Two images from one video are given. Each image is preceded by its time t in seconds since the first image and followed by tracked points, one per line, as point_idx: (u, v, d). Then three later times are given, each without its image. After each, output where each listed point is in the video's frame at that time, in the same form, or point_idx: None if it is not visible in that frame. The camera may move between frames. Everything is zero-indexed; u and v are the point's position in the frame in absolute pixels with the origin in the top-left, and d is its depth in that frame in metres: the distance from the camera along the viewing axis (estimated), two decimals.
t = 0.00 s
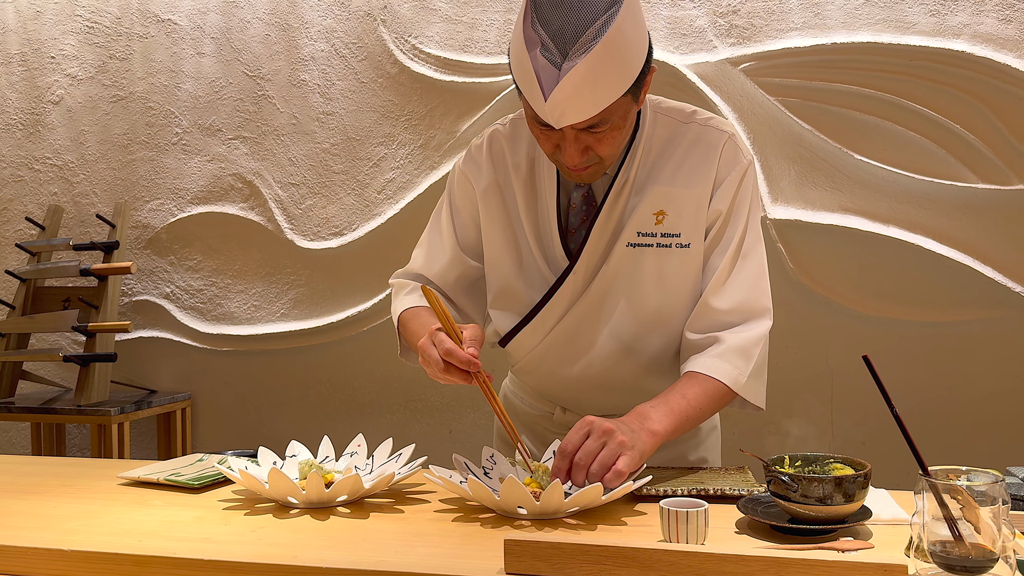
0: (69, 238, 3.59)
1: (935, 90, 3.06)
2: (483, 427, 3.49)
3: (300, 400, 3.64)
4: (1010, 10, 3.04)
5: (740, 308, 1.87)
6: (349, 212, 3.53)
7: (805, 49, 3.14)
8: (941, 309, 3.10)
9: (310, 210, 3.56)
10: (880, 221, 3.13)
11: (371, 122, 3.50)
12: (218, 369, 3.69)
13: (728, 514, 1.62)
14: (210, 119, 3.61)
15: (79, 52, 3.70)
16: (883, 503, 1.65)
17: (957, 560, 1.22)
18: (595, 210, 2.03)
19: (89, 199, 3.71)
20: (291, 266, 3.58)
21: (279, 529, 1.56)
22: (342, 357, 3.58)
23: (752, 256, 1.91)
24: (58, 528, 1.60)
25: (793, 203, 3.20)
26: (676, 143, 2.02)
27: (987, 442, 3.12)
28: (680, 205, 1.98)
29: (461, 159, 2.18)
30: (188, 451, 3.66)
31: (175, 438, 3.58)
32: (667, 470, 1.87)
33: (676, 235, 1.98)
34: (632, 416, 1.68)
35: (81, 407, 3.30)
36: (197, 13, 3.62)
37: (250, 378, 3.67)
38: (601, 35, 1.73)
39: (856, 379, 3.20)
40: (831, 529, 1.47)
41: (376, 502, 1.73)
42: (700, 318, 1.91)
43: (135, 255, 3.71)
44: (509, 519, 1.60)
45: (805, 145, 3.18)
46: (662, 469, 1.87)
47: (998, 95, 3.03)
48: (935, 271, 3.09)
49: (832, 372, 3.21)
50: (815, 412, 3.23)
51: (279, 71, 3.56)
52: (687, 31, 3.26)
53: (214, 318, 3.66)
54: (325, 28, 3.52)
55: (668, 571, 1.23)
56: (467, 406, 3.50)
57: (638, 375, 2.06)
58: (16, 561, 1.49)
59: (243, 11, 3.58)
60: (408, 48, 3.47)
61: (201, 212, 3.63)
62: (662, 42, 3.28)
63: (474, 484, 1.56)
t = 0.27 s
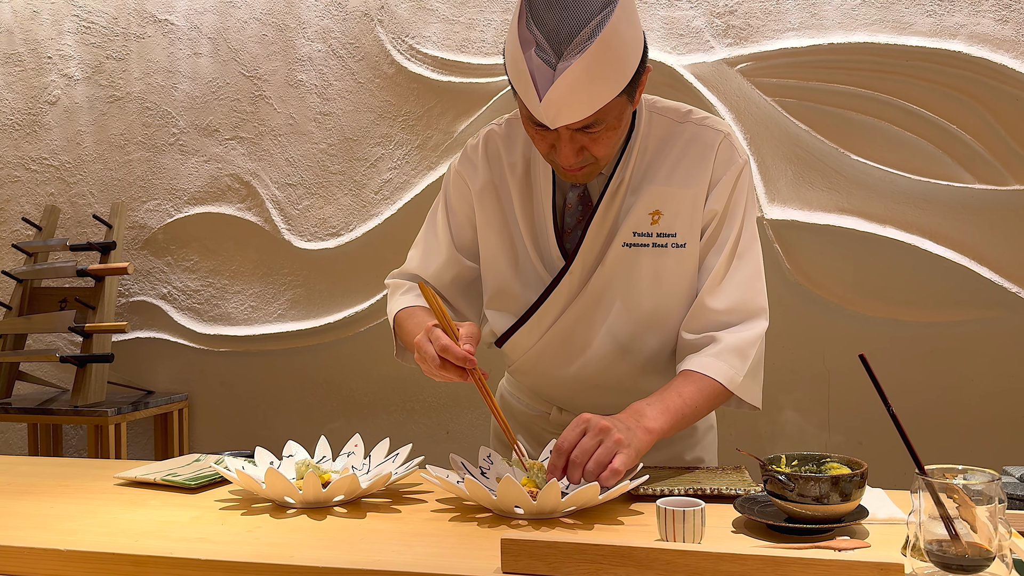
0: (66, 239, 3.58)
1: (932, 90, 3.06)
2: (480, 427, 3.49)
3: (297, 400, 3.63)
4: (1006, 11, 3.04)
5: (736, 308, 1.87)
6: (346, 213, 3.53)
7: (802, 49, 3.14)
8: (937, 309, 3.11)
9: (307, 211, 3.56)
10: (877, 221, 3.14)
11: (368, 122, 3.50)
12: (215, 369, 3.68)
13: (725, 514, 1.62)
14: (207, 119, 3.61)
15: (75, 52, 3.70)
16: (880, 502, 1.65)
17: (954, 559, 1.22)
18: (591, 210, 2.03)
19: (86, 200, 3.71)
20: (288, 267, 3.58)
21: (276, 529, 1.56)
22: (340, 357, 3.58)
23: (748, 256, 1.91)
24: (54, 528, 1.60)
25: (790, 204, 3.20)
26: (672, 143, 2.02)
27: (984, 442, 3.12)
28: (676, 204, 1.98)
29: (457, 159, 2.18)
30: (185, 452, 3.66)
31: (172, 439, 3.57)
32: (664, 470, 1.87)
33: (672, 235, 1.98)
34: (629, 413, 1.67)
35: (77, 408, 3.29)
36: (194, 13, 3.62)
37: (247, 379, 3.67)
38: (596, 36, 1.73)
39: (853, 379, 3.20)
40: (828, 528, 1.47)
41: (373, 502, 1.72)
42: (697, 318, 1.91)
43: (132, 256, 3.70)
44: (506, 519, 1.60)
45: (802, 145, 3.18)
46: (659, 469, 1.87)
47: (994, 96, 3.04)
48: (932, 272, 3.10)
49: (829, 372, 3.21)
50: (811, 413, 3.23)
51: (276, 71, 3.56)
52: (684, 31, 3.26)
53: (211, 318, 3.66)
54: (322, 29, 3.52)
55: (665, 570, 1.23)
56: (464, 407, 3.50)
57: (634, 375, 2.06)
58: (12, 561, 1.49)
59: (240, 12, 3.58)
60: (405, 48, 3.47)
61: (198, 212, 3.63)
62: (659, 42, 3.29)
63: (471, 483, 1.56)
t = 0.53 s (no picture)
0: (62, 239, 3.58)
1: (929, 91, 3.06)
2: (477, 427, 3.49)
3: (294, 400, 3.63)
4: (1002, 11, 3.05)
5: (731, 308, 1.87)
6: (343, 213, 3.52)
7: (799, 49, 3.14)
8: (934, 309, 3.11)
9: (303, 211, 3.56)
10: (873, 221, 3.14)
11: (365, 122, 3.50)
12: (212, 370, 3.68)
13: (721, 514, 1.62)
14: (204, 119, 3.61)
15: (72, 52, 3.69)
16: (876, 501, 1.65)
17: (950, 558, 1.22)
18: (586, 210, 2.03)
19: (83, 200, 3.70)
20: (285, 267, 3.57)
21: (272, 529, 1.56)
22: (336, 358, 3.57)
23: (743, 255, 1.91)
24: (49, 528, 1.59)
25: (787, 203, 3.20)
26: (666, 143, 2.02)
27: (980, 442, 3.13)
28: (671, 204, 1.98)
29: (452, 159, 2.17)
30: (182, 452, 3.65)
31: (168, 440, 3.57)
32: (660, 469, 1.87)
33: (667, 235, 1.98)
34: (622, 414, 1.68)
35: (74, 408, 3.29)
36: (191, 13, 3.62)
37: (244, 379, 3.66)
38: (590, 35, 1.73)
39: (849, 379, 3.20)
40: (823, 528, 1.47)
41: (369, 502, 1.72)
42: (692, 318, 1.91)
43: (128, 256, 3.70)
44: (502, 519, 1.60)
45: (799, 146, 3.19)
46: (655, 469, 1.87)
47: (991, 96, 3.04)
48: (929, 271, 3.10)
49: (825, 371, 3.21)
50: (808, 412, 3.23)
51: (273, 71, 3.55)
52: (681, 31, 3.27)
53: (207, 319, 3.66)
54: (319, 29, 3.52)
55: (661, 569, 1.23)
56: (461, 407, 3.50)
57: (630, 374, 2.06)
58: (6, 562, 1.48)
59: (237, 12, 3.58)
60: (402, 48, 3.47)
61: (194, 212, 3.62)
62: (656, 42, 3.29)
63: (467, 483, 1.56)
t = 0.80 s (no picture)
0: (57, 239, 3.57)
1: (925, 90, 3.07)
2: (474, 427, 3.48)
3: (290, 401, 3.63)
4: (999, 10, 3.05)
5: (726, 307, 1.87)
6: (339, 213, 3.52)
7: (796, 49, 3.14)
8: (930, 308, 3.11)
9: (300, 211, 3.55)
10: (869, 220, 3.14)
11: (361, 122, 3.49)
12: (208, 370, 3.67)
13: (716, 513, 1.62)
14: (200, 119, 3.60)
15: (67, 51, 3.68)
16: (871, 500, 1.65)
17: (945, 556, 1.22)
18: (580, 210, 2.03)
19: (78, 200, 3.70)
20: (281, 267, 3.57)
21: (267, 530, 1.56)
22: (333, 358, 3.57)
23: (737, 255, 1.91)
24: (43, 529, 1.59)
25: (783, 203, 3.20)
26: (661, 143, 2.02)
27: (976, 441, 3.13)
28: (665, 204, 1.98)
29: (447, 159, 2.17)
30: (177, 453, 3.65)
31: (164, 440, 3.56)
32: (656, 469, 1.87)
33: (662, 235, 1.98)
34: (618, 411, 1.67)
35: (69, 409, 3.28)
36: (187, 12, 3.61)
37: (240, 379, 3.66)
38: (582, 36, 1.73)
39: (846, 379, 3.20)
40: (819, 527, 1.47)
41: (365, 502, 1.72)
42: (687, 317, 1.91)
43: (124, 256, 3.69)
44: (498, 519, 1.60)
45: (795, 145, 3.19)
46: (651, 468, 1.87)
47: (987, 95, 3.04)
48: (925, 271, 3.10)
49: (821, 370, 3.22)
50: (805, 412, 3.24)
51: (269, 71, 3.55)
52: (677, 31, 3.27)
53: (203, 319, 3.65)
54: (315, 28, 3.52)
55: (656, 569, 1.23)
56: (458, 407, 3.49)
57: (625, 373, 2.06)
58: None
59: (233, 12, 3.57)
60: (399, 48, 3.47)
61: (190, 212, 3.62)
62: (653, 41, 3.28)
63: (463, 483, 1.56)
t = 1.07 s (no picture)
0: (52, 239, 3.56)
1: (920, 90, 3.07)
2: (470, 427, 3.48)
3: (286, 401, 3.62)
4: (994, 10, 3.05)
5: (721, 306, 1.87)
6: (335, 213, 3.52)
7: (792, 49, 3.15)
8: (925, 308, 3.12)
9: (295, 211, 3.55)
10: (865, 220, 3.15)
11: (357, 122, 3.49)
12: (204, 370, 3.67)
13: (712, 512, 1.62)
14: (195, 119, 3.60)
15: (62, 51, 3.68)
16: (867, 499, 1.65)
17: (939, 555, 1.22)
18: (575, 210, 2.03)
19: (73, 200, 3.69)
20: (277, 267, 3.56)
21: (262, 530, 1.55)
22: (329, 358, 3.57)
23: (732, 255, 1.92)
24: (37, 529, 1.58)
25: (779, 202, 3.21)
26: (655, 143, 2.02)
27: (972, 441, 3.14)
28: (659, 204, 1.98)
29: (441, 159, 2.17)
30: (173, 453, 3.64)
31: (160, 440, 3.55)
32: (652, 468, 1.87)
33: (656, 235, 1.98)
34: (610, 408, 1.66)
35: (64, 410, 3.27)
36: (183, 12, 3.60)
37: (236, 380, 3.65)
38: (576, 35, 1.73)
39: (841, 378, 3.21)
40: (815, 526, 1.47)
41: (360, 502, 1.72)
42: (682, 317, 1.91)
43: (120, 256, 3.68)
44: (494, 518, 1.60)
45: (791, 145, 3.19)
46: (647, 468, 1.87)
47: (982, 95, 3.05)
48: (920, 271, 3.10)
49: (817, 370, 3.22)
50: (801, 411, 3.24)
51: (265, 70, 3.54)
52: (673, 31, 3.27)
53: (199, 319, 3.65)
54: (311, 28, 3.51)
55: (652, 568, 1.23)
56: (454, 407, 3.49)
57: (620, 373, 2.06)
58: None
59: (229, 12, 3.57)
60: (395, 47, 3.46)
61: (186, 212, 3.61)
62: (649, 41, 3.29)
63: (458, 483, 1.56)
